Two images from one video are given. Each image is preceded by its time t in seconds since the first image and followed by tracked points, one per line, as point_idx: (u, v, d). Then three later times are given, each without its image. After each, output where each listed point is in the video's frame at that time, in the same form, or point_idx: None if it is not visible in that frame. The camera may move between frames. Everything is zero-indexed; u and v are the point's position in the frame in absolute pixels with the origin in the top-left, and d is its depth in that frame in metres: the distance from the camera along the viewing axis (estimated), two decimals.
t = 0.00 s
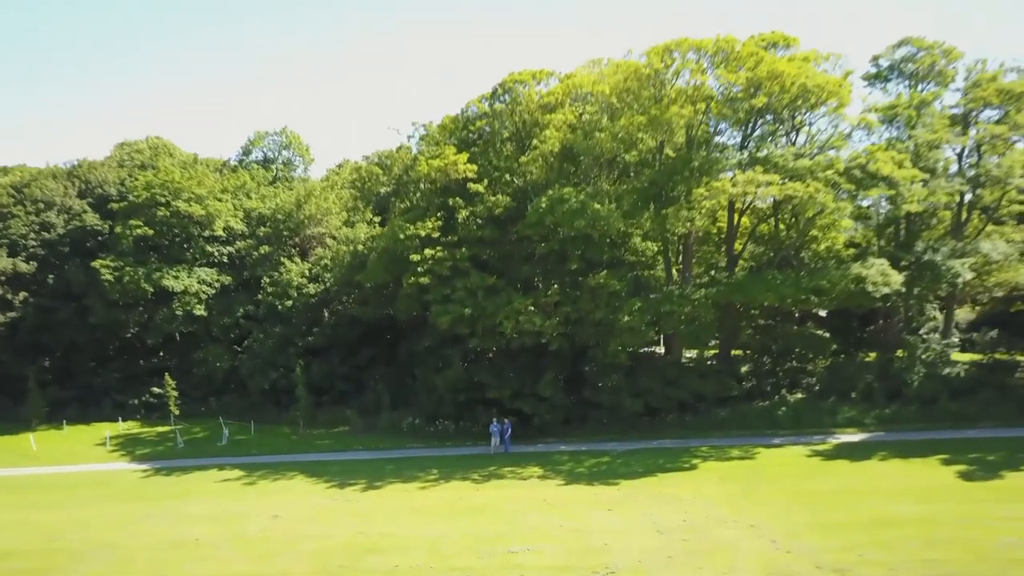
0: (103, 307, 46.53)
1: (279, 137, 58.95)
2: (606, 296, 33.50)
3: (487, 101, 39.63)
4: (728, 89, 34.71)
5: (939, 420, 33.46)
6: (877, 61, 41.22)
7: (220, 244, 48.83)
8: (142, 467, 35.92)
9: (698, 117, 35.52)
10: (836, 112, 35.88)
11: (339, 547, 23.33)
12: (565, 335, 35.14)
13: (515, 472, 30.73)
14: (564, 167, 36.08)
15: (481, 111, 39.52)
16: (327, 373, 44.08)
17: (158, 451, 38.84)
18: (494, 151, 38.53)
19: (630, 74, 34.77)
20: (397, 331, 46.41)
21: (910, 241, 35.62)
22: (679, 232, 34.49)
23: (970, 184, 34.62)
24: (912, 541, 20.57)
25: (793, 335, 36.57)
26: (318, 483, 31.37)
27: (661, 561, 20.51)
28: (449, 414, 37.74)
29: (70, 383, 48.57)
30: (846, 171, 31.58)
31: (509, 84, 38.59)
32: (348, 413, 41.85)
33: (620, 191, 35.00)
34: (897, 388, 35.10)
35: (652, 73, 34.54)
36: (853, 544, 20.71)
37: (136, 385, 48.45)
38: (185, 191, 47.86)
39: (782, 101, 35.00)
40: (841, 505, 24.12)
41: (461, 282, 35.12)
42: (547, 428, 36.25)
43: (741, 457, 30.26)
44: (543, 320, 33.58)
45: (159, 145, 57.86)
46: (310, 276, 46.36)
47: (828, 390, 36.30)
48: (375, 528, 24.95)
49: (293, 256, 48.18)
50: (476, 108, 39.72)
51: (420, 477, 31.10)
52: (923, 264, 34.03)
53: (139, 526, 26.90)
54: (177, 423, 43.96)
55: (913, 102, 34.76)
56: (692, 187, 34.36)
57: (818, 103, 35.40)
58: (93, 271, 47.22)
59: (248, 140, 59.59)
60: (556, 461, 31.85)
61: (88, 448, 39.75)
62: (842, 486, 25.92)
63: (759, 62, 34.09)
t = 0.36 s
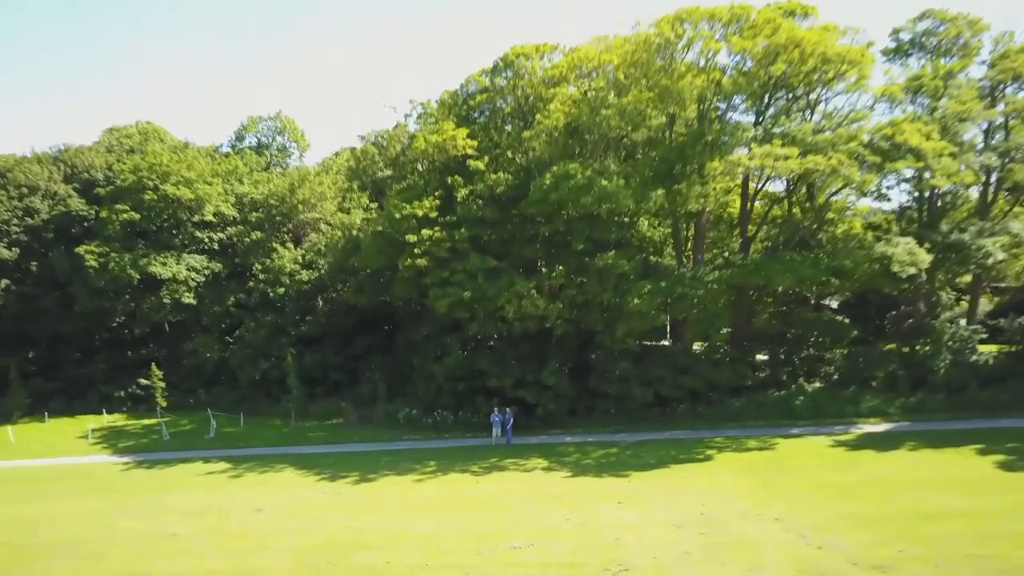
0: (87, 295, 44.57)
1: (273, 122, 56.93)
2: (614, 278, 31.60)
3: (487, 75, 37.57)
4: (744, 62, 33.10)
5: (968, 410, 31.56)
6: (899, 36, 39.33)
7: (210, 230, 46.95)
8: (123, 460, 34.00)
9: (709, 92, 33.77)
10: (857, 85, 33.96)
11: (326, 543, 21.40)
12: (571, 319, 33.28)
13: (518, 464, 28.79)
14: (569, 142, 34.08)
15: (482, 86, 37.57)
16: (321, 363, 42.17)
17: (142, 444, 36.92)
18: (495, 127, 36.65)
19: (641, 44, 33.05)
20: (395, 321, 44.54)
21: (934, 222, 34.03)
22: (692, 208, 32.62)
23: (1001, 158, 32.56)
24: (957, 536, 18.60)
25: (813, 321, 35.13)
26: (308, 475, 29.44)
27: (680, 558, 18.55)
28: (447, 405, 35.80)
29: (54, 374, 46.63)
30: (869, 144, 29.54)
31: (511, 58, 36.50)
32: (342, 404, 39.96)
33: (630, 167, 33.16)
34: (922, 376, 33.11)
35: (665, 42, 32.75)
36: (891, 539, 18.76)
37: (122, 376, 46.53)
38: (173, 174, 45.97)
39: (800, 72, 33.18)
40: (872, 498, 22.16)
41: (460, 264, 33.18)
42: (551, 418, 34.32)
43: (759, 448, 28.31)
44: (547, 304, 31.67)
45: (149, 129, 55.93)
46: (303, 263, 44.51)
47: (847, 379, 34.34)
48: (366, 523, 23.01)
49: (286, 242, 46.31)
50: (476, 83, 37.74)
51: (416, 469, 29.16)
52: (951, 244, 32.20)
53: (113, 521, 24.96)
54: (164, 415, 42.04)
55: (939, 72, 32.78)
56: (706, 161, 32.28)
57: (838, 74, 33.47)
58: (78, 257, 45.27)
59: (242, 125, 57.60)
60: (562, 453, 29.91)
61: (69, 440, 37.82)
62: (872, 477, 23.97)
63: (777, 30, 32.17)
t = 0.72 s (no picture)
0: (70, 280, 42.54)
1: (267, 104, 54.92)
2: (623, 253, 29.59)
3: (488, 44, 35.51)
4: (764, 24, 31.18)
5: (1003, 395, 29.46)
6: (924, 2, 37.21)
7: (198, 213, 44.98)
8: (101, 450, 32.00)
9: (722, 55, 31.89)
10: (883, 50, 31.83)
11: (309, 534, 19.37)
12: (577, 300, 31.31)
13: (521, 452, 26.74)
14: (574, 112, 31.98)
15: (482, 55, 35.47)
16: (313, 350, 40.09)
17: (123, 433, 34.94)
18: (497, 97, 34.59)
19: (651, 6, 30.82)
20: (392, 308, 42.50)
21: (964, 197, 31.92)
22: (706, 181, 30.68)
23: None
24: (1015, 525, 16.52)
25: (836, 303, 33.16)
26: (295, 464, 27.44)
27: (703, 549, 16.50)
28: (445, 392, 33.79)
29: (36, 363, 44.65)
30: (899, 108, 27.42)
31: (512, 27, 34.52)
32: (335, 392, 37.96)
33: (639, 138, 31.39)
34: (952, 360, 30.97)
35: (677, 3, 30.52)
36: (940, 529, 16.67)
37: (107, 365, 44.57)
38: (160, 153, 43.98)
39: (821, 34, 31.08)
40: (912, 485, 20.08)
41: (459, 241, 31.17)
42: (555, 405, 32.25)
43: (781, 435, 26.24)
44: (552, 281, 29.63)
45: (137, 112, 53.99)
46: (295, 246, 42.57)
47: (870, 364, 32.24)
48: (354, 514, 21.00)
49: (278, 225, 44.32)
50: (477, 52, 35.64)
51: (411, 458, 27.11)
52: (984, 219, 30.09)
53: (81, 512, 22.96)
54: (149, 405, 40.07)
55: (972, 35, 30.64)
56: (722, 130, 30.23)
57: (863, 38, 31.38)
58: (60, 241, 43.21)
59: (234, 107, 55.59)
60: (567, 440, 27.88)
61: (46, 430, 35.84)
62: (908, 464, 21.90)
63: None
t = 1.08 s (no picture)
0: (51, 266, 40.59)
1: (260, 87, 52.98)
2: (634, 231, 27.64)
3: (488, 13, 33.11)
4: None
5: None
6: None
7: (186, 197, 43.04)
8: (76, 442, 30.03)
9: (737, 21, 29.82)
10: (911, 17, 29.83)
11: (288, 530, 17.37)
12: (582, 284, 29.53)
13: (524, 443, 24.74)
14: (581, 83, 30.00)
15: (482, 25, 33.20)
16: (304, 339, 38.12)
17: (102, 425, 32.99)
18: (499, 71, 32.65)
19: None
20: (388, 296, 40.53)
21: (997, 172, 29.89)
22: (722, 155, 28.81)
23: None
24: None
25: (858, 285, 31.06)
26: (280, 456, 25.47)
27: (733, 547, 14.49)
28: (443, 381, 31.82)
29: (15, 355, 42.63)
30: (932, 73, 25.51)
31: None
32: (328, 382, 36.04)
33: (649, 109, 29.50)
34: (986, 346, 29.24)
35: None
36: (1002, 525, 14.63)
37: (91, 356, 42.64)
38: (146, 134, 42.00)
39: None
40: (960, 476, 18.04)
41: (457, 219, 29.18)
42: (560, 394, 30.26)
43: (805, 424, 24.26)
44: (557, 262, 27.65)
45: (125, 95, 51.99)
46: (287, 231, 40.65)
47: (896, 351, 30.41)
48: (340, 509, 19.01)
49: (270, 209, 42.36)
50: (477, 24, 33.57)
51: (406, 450, 25.12)
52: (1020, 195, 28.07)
53: (43, 507, 20.98)
54: (132, 397, 38.13)
55: None
56: (739, 99, 28.27)
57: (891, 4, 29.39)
58: (40, 226, 41.24)
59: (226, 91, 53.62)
60: (574, 430, 25.90)
61: (22, 422, 33.89)
62: (950, 454, 19.87)
63: None
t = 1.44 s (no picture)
0: (32, 257, 38.89)
1: (254, 75, 51.26)
2: (645, 213, 25.87)
3: None
4: None
5: None
6: None
7: (175, 186, 41.31)
8: (51, 439, 28.27)
9: None
10: None
11: (265, 534, 15.60)
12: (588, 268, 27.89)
13: (527, 440, 22.94)
14: (587, 59, 28.23)
15: None
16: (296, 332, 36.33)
17: (81, 422, 31.24)
18: (501, 46, 30.83)
19: None
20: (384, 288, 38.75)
21: None
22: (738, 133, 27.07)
23: None
24: None
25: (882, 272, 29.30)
26: (265, 454, 23.70)
27: (766, 554, 12.70)
28: (441, 375, 30.06)
29: None
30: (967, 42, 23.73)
31: None
32: (320, 377, 34.26)
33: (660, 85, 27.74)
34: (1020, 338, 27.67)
35: None
36: None
37: (75, 351, 40.92)
38: (132, 120, 40.28)
39: None
40: (1013, 474, 16.22)
41: (456, 202, 27.38)
42: (565, 388, 28.44)
43: (832, 419, 22.47)
44: (562, 246, 25.86)
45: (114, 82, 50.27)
46: (279, 220, 38.94)
47: (922, 343, 28.75)
48: (325, 510, 17.23)
49: (261, 197, 40.65)
50: None
51: (399, 447, 23.32)
52: None
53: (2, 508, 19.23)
54: (116, 393, 36.41)
55: None
56: (756, 73, 26.41)
57: None
58: (22, 215, 39.53)
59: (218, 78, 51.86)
60: (581, 426, 24.13)
61: None
62: (997, 449, 18.05)
63: None
